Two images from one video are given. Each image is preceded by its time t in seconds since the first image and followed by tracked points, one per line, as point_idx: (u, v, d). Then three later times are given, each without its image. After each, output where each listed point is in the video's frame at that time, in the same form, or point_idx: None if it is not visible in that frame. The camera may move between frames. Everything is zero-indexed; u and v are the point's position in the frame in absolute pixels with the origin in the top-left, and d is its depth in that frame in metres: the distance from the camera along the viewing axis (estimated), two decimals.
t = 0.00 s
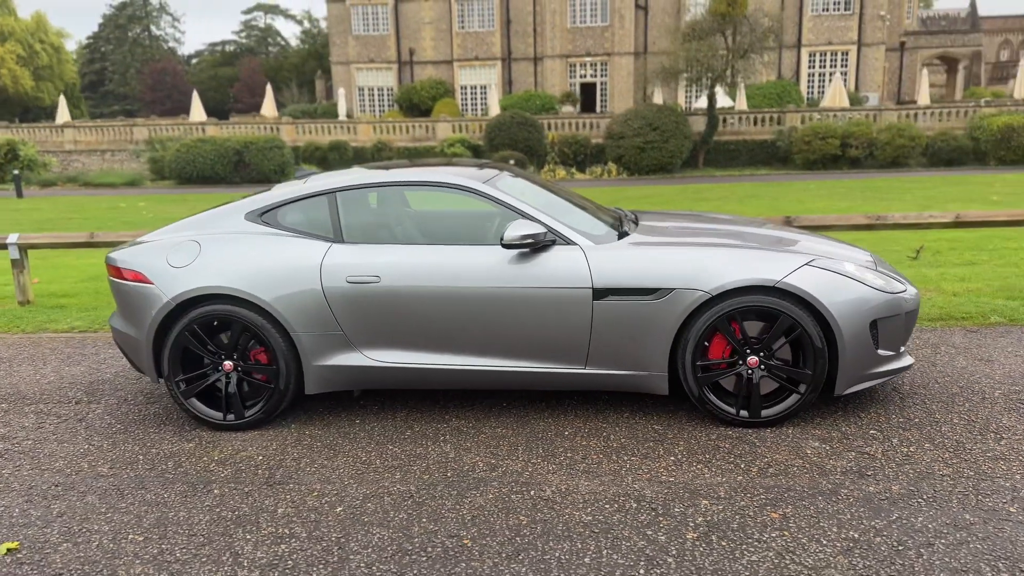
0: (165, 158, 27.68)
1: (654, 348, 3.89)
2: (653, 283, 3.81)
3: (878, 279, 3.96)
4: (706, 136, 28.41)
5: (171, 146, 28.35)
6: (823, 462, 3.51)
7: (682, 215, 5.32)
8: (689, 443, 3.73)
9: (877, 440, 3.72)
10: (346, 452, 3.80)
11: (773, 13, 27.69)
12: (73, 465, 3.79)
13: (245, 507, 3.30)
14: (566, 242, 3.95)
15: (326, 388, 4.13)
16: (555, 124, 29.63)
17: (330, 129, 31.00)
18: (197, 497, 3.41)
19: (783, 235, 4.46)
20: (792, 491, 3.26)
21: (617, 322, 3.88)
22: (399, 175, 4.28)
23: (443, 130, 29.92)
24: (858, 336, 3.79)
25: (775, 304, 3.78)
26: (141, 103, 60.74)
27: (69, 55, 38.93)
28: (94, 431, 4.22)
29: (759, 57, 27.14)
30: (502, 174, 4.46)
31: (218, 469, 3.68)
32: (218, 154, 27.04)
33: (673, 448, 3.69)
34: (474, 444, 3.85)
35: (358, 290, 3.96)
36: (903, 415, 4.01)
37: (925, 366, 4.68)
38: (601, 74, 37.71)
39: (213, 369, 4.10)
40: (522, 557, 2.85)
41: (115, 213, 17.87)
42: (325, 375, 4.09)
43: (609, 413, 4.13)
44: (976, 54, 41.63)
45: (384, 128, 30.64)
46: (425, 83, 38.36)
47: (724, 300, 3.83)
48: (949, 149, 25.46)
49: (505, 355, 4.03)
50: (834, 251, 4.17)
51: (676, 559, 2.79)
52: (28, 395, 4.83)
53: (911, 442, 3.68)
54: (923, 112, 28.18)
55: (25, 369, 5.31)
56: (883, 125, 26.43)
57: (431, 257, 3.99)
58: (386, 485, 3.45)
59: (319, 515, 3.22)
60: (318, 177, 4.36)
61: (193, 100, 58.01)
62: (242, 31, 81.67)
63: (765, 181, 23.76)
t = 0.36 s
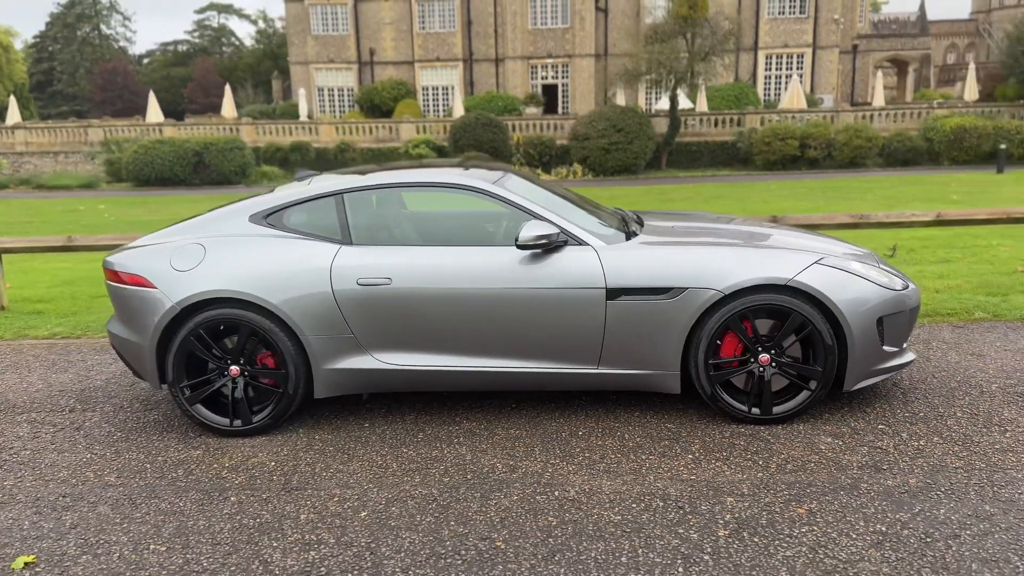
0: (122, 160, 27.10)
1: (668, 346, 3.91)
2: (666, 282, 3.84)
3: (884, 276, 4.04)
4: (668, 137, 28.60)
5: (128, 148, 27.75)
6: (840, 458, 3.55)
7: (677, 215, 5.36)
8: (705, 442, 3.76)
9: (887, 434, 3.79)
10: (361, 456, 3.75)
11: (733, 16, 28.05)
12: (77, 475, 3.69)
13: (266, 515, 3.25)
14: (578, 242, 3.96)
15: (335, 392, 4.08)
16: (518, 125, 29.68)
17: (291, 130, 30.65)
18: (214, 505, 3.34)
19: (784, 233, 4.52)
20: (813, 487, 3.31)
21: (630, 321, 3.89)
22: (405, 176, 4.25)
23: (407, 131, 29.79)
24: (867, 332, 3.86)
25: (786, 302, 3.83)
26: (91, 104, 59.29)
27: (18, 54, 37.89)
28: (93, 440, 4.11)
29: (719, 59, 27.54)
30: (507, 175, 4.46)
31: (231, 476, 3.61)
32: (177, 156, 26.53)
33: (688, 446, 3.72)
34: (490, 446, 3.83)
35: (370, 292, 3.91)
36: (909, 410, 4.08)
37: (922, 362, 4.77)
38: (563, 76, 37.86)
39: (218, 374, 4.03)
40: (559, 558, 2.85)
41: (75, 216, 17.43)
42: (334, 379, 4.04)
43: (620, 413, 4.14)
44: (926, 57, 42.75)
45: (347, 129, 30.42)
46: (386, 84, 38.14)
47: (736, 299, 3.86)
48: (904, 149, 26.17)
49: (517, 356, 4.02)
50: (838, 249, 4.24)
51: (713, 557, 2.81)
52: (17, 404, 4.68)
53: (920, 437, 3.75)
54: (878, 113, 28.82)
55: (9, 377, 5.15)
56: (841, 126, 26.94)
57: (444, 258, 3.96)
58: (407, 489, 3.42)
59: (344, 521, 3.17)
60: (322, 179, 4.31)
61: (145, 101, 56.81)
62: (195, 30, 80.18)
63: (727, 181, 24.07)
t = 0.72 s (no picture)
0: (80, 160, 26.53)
1: (686, 344, 3.97)
2: (686, 281, 3.90)
3: (894, 274, 4.16)
4: (634, 137, 28.83)
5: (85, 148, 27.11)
6: (859, 452, 3.65)
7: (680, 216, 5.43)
8: (727, 438, 3.82)
9: (902, 429, 3.89)
10: (386, 457, 3.75)
11: (696, 17, 28.43)
12: (97, 482, 3.63)
13: (300, 518, 3.23)
14: (598, 242, 4.00)
15: (355, 392, 4.07)
16: (484, 125, 29.69)
17: (252, 129, 30.26)
18: (244, 510, 3.31)
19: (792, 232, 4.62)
20: (839, 480, 3.39)
21: (650, 320, 3.94)
22: (422, 178, 4.25)
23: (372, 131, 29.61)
24: (880, 328, 3.97)
25: (805, 299, 3.92)
26: (39, 104, 57.72)
27: None
28: (106, 446, 4.04)
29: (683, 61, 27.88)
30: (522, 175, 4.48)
31: (257, 480, 3.58)
32: (137, 156, 26.02)
33: (711, 443, 3.78)
34: (514, 445, 3.85)
35: (391, 295, 3.91)
36: (916, 403, 4.20)
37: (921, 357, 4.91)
38: (526, 76, 37.97)
39: (235, 378, 3.99)
40: (604, 554, 2.88)
41: (36, 218, 16.99)
42: (354, 381, 4.03)
43: (637, 410, 4.19)
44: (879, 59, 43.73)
45: (310, 129, 30.11)
46: (347, 83, 37.84)
47: (755, 297, 3.94)
48: (863, 150, 26.70)
49: (537, 356, 4.05)
50: (846, 247, 4.35)
51: (756, 550, 2.86)
52: (19, 411, 4.57)
53: (934, 429, 3.87)
54: (836, 114, 29.43)
55: (6, 384, 5.02)
56: (801, 127, 27.45)
57: (464, 258, 3.97)
58: (439, 490, 3.42)
59: (383, 523, 3.17)
60: (337, 181, 4.30)
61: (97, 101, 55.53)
62: (146, 27, 78.55)
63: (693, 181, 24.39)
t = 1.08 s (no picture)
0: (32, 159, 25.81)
1: (697, 339, 3.97)
2: (697, 275, 3.90)
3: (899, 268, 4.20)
4: (598, 137, 29.01)
5: (38, 148, 26.41)
6: (872, 443, 3.68)
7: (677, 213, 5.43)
8: (740, 432, 3.82)
9: (910, 420, 3.93)
10: (399, 458, 3.67)
11: (658, 17, 28.67)
12: (100, 488, 3.50)
13: (320, 521, 3.14)
14: (608, 238, 3.98)
15: (362, 392, 3.99)
16: (448, 124, 29.59)
17: (211, 129, 29.77)
18: (260, 514, 3.22)
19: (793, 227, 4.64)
20: (859, 472, 3.40)
21: (661, 315, 3.93)
22: (428, 174, 4.19)
23: (333, 129, 29.31)
24: (887, 321, 4.01)
25: (813, 293, 3.94)
26: None
27: None
28: (104, 452, 3.90)
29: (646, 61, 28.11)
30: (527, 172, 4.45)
31: (269, 483, 3.49)
32: (93, 156, 25.44)
33: (725, 437, 3.78)
34: (527, 443, 3.81)
35: (400, 292, 3.84)
36: (919, 395, 4.26)
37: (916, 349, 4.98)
38: (487, 76, 37.93)
39: (239, 379, 3.89)
40: (636, 550, 2.85)
41: None
42: (362, 381, 3.96)
43: (646, 406, 4.18)
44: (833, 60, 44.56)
45: (271, 127, 29.61)
46: (307, 82, 37.39)
47: (764, 291, 3.95)
48: (822, 149, 27.18)
49: (547, 352, 4.01)
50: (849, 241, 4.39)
51: (789, 543, 2.86)
52: (5, 417, 4.38)
53: (941, 420, 3.91)
54: (795, 114, 29.89)
55: None
56: (762, 126, 27.84)
57: (474, 253, 3.91)
58: (458, 489, 3.37)
59: (406, 524, 3.10)
60: (340, 178, 4.22)
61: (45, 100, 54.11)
62: (95, 24, 76.70)
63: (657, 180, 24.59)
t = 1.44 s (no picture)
0: None
1: (713, 339, 3.94)
2: (714, 275, 3.86)
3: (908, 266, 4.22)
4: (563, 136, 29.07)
5: None
6: (892, 442, 3.68)
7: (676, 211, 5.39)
8: (758, 433, 3.80)
9: (924, 418, 3.94)
10: (417, 465, 3.58)
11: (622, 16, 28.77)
12: (105, 503, 3.34)
13: (345, 533, 3.04)
14: (624, 237, 3.93)
15: (375, 397, 3.89)
16: (412, 123, 29.34)
17: (168, 127, 29.15)
18: (280, 527, 3.10)
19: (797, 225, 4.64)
20: (884, 471, 3.40)
21: (678, 315, 3.89)
22: (437, 172, 4.10)
23: (294, 128, 28.91)
24: (899, 318, 4.02)
25: (828, 292, 3.93)
26: None
27: None
28: (102, 465, 3.73)
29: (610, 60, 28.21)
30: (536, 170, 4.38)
31: (285, 494, 3.37)
32: (47, 154, 24.75)
33: (745, 438, 3.75)
34: (546, 447, 3.74)
35: (414, 294, 3.75)
36: (928, 392, 4.27)
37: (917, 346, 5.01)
38: (450, 74, 37.73)
39: (246, 386, 3.75)
40: (677, 557, 2.80)
41: None
42: (374, 386, 3.86)
43: (660, 407, 4.14)
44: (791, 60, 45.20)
45: (230, 126, 29.05)
46: (266, 79, 36.79)
47: (780, 290, 3.94)
48: (783, 148, 27.53)
49: (561, 355, 3.94)
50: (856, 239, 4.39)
51: (830, 546, 2.83)
52: None
53: (954, 418, 3.93)
54: (757, 113, 30.22)
55: None
56: (724, 125, 28.10)
57: (488, 254, 3.83)
58: (483, 497, 3.28)
59: (436, 535, 3.01)
60: (346, 177, 4.11)
61: None
62: (42, 20, 74.58)
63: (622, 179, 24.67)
